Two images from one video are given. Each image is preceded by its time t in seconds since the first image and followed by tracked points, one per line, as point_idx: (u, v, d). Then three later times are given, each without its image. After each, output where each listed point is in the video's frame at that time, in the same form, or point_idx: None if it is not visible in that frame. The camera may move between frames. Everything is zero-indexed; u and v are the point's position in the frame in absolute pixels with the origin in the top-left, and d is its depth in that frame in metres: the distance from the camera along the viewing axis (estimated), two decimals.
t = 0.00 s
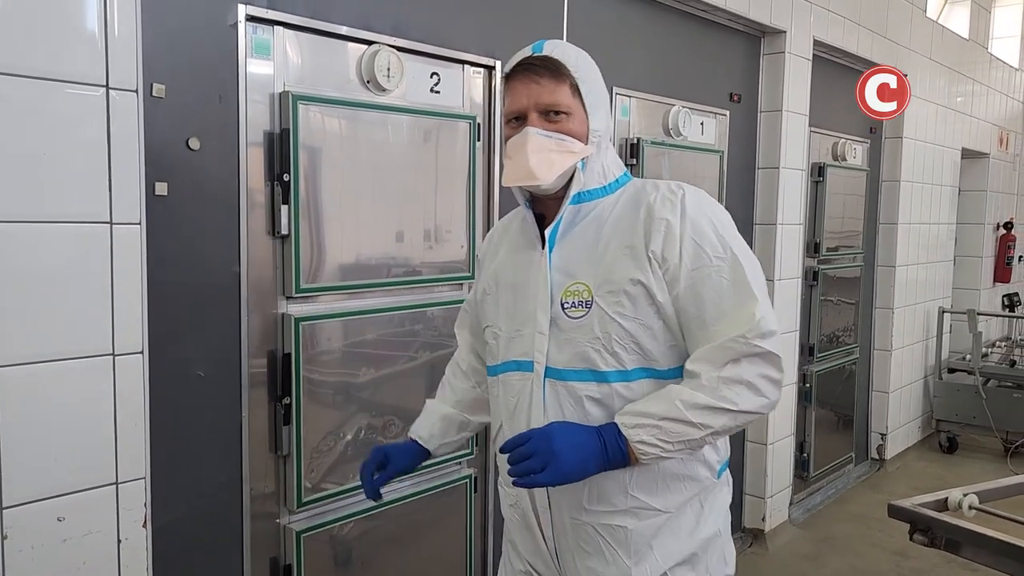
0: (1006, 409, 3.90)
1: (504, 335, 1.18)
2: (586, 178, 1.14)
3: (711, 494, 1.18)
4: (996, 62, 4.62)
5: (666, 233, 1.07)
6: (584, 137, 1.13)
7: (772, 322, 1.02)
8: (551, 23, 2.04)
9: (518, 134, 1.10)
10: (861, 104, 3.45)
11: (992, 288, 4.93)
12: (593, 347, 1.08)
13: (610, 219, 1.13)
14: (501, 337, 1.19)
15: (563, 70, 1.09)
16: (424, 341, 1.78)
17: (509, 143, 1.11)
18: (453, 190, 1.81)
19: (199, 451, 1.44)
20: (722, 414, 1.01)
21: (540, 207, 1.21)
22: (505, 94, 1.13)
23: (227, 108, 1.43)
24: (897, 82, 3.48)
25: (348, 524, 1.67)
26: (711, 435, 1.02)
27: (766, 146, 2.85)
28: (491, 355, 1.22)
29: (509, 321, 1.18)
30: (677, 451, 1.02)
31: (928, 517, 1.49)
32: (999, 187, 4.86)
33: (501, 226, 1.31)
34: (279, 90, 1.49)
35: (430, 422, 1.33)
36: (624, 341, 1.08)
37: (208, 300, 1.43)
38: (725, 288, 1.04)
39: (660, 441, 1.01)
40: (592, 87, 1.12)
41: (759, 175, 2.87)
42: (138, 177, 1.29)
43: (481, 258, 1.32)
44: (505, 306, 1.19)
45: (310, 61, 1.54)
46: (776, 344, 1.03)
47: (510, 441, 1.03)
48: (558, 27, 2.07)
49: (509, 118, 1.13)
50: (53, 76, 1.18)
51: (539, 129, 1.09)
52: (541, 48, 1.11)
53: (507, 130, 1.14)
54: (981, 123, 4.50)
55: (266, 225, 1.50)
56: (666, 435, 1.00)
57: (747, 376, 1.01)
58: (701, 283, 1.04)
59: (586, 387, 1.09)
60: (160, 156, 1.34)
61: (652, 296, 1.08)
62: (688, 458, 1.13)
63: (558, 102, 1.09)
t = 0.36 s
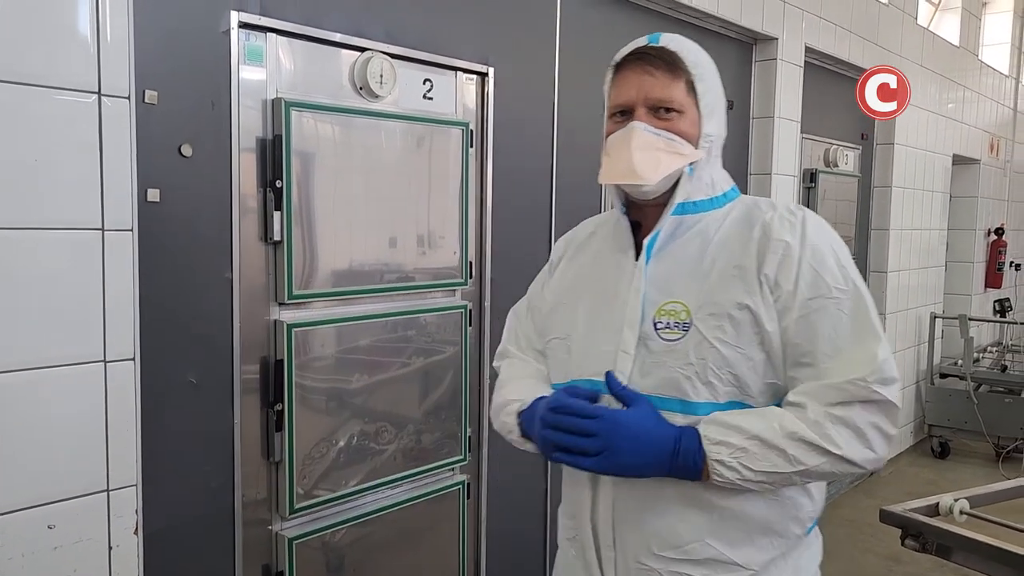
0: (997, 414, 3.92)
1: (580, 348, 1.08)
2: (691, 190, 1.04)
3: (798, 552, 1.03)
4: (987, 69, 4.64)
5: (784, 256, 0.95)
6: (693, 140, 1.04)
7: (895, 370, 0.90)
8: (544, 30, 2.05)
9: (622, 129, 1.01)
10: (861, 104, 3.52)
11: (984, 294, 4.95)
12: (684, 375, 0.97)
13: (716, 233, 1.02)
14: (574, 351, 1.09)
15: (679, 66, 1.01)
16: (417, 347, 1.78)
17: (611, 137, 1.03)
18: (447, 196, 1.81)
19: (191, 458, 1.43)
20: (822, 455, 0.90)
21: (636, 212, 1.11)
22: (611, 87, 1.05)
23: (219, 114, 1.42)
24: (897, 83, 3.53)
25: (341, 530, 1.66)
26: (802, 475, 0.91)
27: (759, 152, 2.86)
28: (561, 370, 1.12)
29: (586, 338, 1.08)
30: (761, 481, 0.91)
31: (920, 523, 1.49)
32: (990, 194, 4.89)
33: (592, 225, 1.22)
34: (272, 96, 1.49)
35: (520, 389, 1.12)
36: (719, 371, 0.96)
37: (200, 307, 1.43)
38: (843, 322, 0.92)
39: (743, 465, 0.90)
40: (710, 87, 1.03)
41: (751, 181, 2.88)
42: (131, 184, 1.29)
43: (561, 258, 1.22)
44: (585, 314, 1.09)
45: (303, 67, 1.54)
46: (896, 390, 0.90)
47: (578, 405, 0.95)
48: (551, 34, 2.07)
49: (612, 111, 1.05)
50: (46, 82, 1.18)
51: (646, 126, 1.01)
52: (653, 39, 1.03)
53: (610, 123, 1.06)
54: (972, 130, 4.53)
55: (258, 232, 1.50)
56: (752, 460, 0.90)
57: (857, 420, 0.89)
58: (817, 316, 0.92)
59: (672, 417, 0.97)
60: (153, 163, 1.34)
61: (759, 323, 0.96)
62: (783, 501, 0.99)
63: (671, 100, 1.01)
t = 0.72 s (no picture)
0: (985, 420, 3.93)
1: (664, 360, 1.12)
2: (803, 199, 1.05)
3: None
4: (974, 77, 4.68)
5: (907, 278, 0.95)
6: (812, 142, 1.05)
7: None
8: (533, 39, 2.06)
9: (734, 133, 1.04)
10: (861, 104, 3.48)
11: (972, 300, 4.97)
12: (783, 404, 0.99)
13: (831, 250, 1.03)
14: (658, 362, 1.12)
15: (796, 66, 1.02)
16: (408, 355, 1.78)
17: (720, 139, 1.06)
18: (437, 204, 1.82)
19: (181, 468, 1.43)
20: (932, 505, 0.88)
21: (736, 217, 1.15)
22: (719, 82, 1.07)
23: (208, 123, 1.42)
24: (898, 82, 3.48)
25: (331, 539, 1.66)
26: (906, 524, 0.90)
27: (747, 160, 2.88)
28: (644, 379, 1.16)
29: (672, 349, 1.11)
30: (858, 526, 0.92)
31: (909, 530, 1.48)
32: (977, 201, 4.92)
33: (678, 222, 1.25)
34: (261, 105, 1.49)
35: (606, 403, 1.13)
36: (826, 402, 0.97)
37: (189, 317, 1.42)
38: (969, 355, 0.90)
39: (839, 508, 0.91)
40: (829, 85, 1.04)
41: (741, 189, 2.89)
42: (118, 193, 1.29)
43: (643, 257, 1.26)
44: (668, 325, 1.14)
45: (292, 76, 1.54)
46: None
47: (665, 428, 0.96)
48: (541, 42, 2.08)
49: (722, 109, 1.07)
50: (33, 92, 1.18)
51: (760, 132, 1.03)
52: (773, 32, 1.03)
53: (716, 122, 1.09)
54: (960, 138, 4.55)
55: (247, 240, 1.49)
56: (848, 504, 0.90)
57: (977, 469, 0.87)
58: (939, 348, 0.90)
59: (766, 446, 1.00)
60: (142, 172, 1.34)
61: (874, 352, 0.95)
62: (883, 547, 0.98)
63: (787, 102, 1.02)
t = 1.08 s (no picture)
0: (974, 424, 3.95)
1: (688, 365, 1.14)
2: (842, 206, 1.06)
3: None
4: (961, 84, 4.71)
5: (943, 296, 0.94)
6: (851, 148, 1.05)
7: None
8: (524, 46, 2.06)
9: (769, 137, 1.05)
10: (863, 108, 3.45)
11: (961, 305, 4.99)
12: (803, 418, 1.00)
13: (863, 265, 1.03)
14: (682, 366, 1.15)
15: (834, 70, 1.02)
16: (399, 360, 1.78)
17: (756, 143, 1.07)
18: (429, 210, 1.82)
19: (171, 475, 1.43)
20: (950, 533, 0.87)
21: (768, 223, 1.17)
22: (757, 86, 1.08)
23: (198, 129, 1.42)
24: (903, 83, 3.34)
25: (322, 545, 1.66)
26: (920, 550, 0.89)
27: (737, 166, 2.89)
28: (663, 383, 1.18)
29: (696, 352, 1.14)
30: (869, 547, 0.91)
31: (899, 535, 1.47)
32: (966, 207, 4.94)
33: (711, 225, 1.28)
34: (251, 112, 1.49)
35: (621, 403, 1.16)
36: (847, 418, 0.98)
37: (179, 323, 1.42)
38: (1001, 381, 0.89)
39: (850, 527, 0.91)
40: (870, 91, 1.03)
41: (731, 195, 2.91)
42: (107, 200, 1.29)
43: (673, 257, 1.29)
44: (692, 327, 1.16)
45: (283, 82, 1.54)
46: None
47: (681, 432, 0.98)
48: (532, 49, 2.09)
49: (758, 114, 1.08)
50: (22, 99, 1.18)
51: (795, 136, 1.03)
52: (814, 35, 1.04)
53: (753, 126, 1.10)
54: (948, 144, 4.58)
55: (237, 246, 1.49)
56: (860, 524, 0.90)
57: (997, 497, 0.86)
58: (970, 372, 0.90)
59: (780, 458, 1.02)
60: (131, 178, 1.34)
61: (902, 370, 0.96)
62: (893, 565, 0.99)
63: (825, 108, 1.03)
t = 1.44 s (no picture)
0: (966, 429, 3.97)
1: (681, 369, 1.15)
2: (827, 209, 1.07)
3: None
4: (954, 90, 4.73)
5: (928, 293, 0.94)
6: (834, 150, 1.05)
7: None
8: (519, 52, 2.07)
9: (749, 142, 1.06)
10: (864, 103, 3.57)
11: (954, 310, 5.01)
12: (788, 419, 1.00)
13: (852, 265, 1.03)
14: (674, 370, 1.16)
15: (809, 71, 1.02)
16: (394, 366, 1.78)
17: (739, 149, 1.08)
18: (424, 215, 1.82)
19: (164, 481, 1.42)
20: (929, 530, 0.86)
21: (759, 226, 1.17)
22: (737, 92, 1.09)
23: (193, 134, 1.42)
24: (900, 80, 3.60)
25: (316, 551, 1.66)
26: (901, 550, 0.88)
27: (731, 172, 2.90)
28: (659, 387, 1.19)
29: (689, 356, 1.15)
30: (850, 546, 0.91)
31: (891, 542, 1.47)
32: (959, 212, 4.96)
33: (715, 236, 1.30)
34: (246, 117, 1.49)
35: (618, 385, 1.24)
36: (832, 419, 0.98)
37: (174, 328, 1.42)
38: (984, 377, 0.88)
39: (829, 525, 0.90)
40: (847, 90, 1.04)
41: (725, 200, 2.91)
42: (101, 205, 1.29)
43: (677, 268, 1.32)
44: (688, 332, 1.17)
45: (278, 87, 1.54)
46: None
47: (658, 435, 1.02)
48: (527, 55, 2.09)
49: (740, 120, 1.09)
50: (15, 105, 1.18)
51: (774, 139, 1.04)
52: (787, 41, 1.05)
53: (736, 133, 1.11)
54: (941, 150, 4.60)
55: (232, 252, 1.49)
56: (838, 521, 0.90)
57: (980, 495, 0.84)
58: (954, 368, 0.89)
59: (768, 459, 1.02)
60: (126, 183, 1.34)
61: (886, 369, 0.96)
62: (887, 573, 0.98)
63: (802, 109, 1.03)
